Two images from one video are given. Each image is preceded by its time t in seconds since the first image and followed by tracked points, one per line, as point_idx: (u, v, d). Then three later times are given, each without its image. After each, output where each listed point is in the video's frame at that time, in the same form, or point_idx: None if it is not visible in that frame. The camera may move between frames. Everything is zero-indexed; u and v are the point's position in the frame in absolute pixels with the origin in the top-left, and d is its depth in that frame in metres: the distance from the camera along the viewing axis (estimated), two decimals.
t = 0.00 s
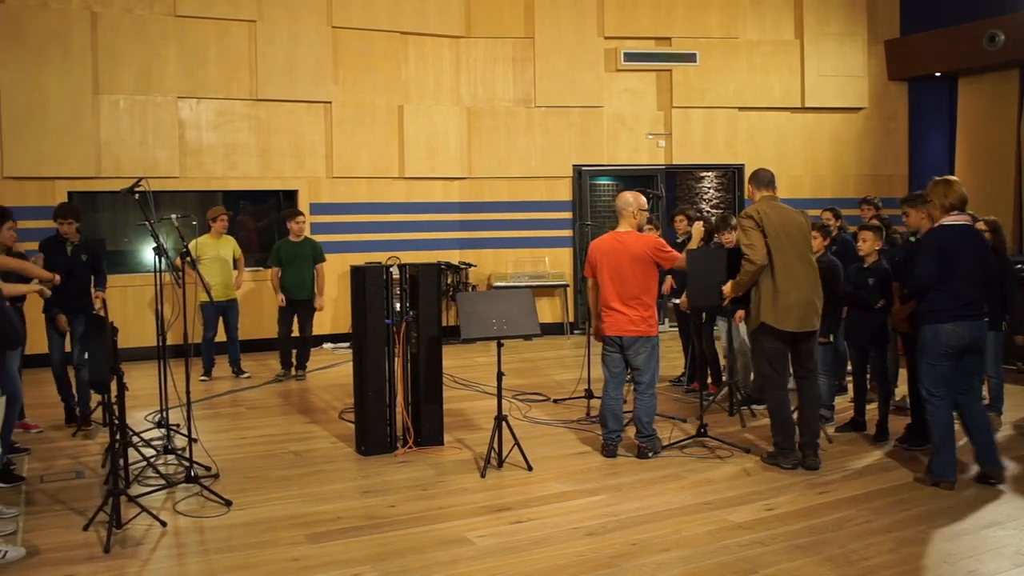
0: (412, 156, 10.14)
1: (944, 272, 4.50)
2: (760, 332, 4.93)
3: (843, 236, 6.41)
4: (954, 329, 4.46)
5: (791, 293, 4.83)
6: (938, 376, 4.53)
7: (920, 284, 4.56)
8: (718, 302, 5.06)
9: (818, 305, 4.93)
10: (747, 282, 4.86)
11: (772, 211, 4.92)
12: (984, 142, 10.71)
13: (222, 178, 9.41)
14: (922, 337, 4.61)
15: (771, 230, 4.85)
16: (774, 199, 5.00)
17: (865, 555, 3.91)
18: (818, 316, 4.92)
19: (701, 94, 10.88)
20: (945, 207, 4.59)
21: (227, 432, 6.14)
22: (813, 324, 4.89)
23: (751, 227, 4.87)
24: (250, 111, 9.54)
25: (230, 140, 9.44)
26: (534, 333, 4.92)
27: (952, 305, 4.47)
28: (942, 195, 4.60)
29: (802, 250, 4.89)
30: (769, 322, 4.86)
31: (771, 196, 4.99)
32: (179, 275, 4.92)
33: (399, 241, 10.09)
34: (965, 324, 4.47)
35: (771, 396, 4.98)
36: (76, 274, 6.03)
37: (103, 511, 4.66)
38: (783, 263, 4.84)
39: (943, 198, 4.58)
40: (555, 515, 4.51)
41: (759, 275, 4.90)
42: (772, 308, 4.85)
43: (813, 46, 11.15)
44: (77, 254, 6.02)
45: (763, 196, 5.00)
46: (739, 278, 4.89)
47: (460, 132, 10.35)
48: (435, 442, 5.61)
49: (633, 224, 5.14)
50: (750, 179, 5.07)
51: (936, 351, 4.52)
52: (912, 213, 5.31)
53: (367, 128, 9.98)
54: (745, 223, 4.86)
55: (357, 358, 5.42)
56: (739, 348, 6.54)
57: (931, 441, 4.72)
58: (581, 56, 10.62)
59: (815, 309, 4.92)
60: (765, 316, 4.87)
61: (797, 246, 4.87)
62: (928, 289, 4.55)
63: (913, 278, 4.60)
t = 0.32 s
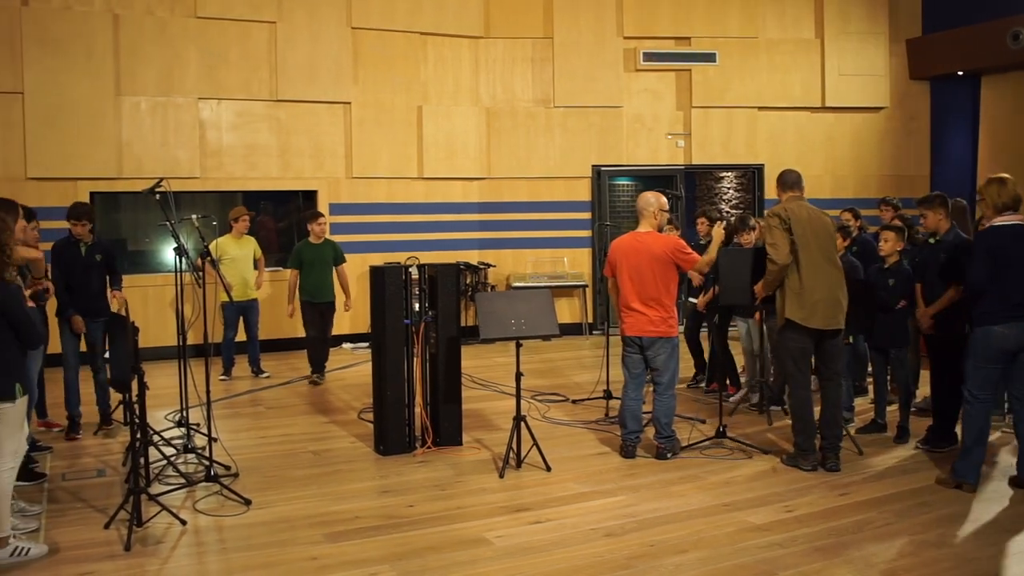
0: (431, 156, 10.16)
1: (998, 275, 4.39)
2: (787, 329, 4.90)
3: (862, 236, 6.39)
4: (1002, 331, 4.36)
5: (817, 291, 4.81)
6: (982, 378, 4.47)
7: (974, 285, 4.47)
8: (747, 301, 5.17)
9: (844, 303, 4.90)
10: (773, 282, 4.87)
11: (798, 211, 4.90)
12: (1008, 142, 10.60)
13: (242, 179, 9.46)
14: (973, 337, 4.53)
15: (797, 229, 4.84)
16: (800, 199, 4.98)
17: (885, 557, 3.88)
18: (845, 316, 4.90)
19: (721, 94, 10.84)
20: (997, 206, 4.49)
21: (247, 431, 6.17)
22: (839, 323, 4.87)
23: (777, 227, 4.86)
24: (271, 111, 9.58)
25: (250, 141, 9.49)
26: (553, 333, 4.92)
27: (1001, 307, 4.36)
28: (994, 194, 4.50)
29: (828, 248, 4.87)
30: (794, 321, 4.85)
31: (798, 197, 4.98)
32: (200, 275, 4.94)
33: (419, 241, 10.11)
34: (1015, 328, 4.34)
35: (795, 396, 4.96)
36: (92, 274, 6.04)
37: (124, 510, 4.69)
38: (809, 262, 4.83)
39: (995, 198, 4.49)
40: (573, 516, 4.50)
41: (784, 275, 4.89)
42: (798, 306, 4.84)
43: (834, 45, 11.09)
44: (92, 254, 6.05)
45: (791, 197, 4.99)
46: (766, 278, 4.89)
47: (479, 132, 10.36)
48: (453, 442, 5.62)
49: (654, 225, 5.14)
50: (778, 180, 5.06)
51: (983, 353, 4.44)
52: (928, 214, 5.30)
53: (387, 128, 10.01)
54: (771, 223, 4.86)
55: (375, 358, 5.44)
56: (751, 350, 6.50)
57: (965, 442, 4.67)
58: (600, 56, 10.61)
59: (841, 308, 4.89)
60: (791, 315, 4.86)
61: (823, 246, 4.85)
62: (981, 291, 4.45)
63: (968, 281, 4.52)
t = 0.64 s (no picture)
0: (445, 156, 10.17)
1: None
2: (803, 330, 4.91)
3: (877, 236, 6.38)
4: None
5: (833, 290, 4.80)
6: (1018, 377, 4.48)
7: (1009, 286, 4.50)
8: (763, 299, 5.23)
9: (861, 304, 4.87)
10: (789, 281, 4.89)
11: (821, 210, 4.89)
12: None
13: (257, 179, 9.49)
14: (1005, 338, 4.54)
15: (814, 228, 4.84)
16: (824, 198, 4.96)
17: (901, 559, 3.86)
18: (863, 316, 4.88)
19: (736, 94, 10.81)
20: None
21: (262, 431, 6.19)
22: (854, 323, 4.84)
23: (796, 226, 4.88)
24: (286, 111, 9.62)
25: (266, 141, 9.52)
26: (567, 334, 4.92)
27: None
28: None
29: (847, 247, 4.85)
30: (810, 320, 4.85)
31: (822, 196, 4.97)
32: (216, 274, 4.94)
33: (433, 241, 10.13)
34: None
35: (813, 396, 4.94)
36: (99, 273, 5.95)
37: (140, 508, 4.72)
38: (826, 260, 4.82)
39: None
40: (587, 516, 4.50)
41: (802, 274, 4.90)
42: (814, 305, 4.83)
43: (850, 44, 11.05)
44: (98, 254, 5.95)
45: (816, 195, 4.98)
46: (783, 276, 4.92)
47: (493, 132, 10.37)
48: (468, 442, 5.62)
49: (671, 225, 5.14)
50: (805, 178, 5.06)
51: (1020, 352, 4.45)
52: (941, 215, 5.29)
53: (402, 128, 10.03)
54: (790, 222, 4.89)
55: (389, 359, 5.45)
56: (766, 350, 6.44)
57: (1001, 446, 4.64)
58: (614, 55, 10.60)
59: (858, 309, 4.85)
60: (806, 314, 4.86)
61: (841, 246, 4.84)
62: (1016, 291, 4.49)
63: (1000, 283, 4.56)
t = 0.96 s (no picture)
0: (465, 156, 10.18)
1: None
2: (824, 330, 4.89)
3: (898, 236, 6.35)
4: None
5: (854, 290, 4.78)
6: None
7: None
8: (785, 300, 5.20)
9: (884, 305, 4.83)
10: (810, 282, 4.90)
11: (843, 211, 4.87)
12: None
13: (277, 179, 9.54)
14: None
15: (835, 229, 4.83)
16: (848, 198, 4.94)
17: (924, 561, 3.83)
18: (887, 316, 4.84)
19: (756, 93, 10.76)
20: None
21: (282, 430, 6.22)
22: (876, 325, 4.81)
23: (817, 227, 4.88)
24: (306, 112, 9.65)
25: (286, 141, 9.57)
26: (586, 334, 4.91)
27: None
28: None
29: (870, 247, 4.82)
30: (831, 321, 4.84)
31: (846, 197, 4.94)
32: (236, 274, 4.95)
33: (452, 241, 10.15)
34: None
35: (835, 396, 4.91)
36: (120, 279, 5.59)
37: (161, 506, 4.75)
38: (847, 260, 4.80)
39: None
40: (607, 516, 4.49)
41: (824, 275, 4.90)
42: (835, 305, 4.82)
43: (871, 43, 10.98)
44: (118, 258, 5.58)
45: (839, 195, 4.95)
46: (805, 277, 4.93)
47: (513, 132, 10.38)
48: (487, 442, 5.63)
49: (696, 225, 5.12)
50: (829, 178, 5.04)
51: None
52: (963, 214, 5.26)
53: (422, 128, 10.06)
54: (811, 223, 4.89)
55: (410, 360, 5.47)
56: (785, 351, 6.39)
57: None
58: (633, 55, 10.58)
59: (880, 310, 4.81)
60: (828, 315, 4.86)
61: (864, 247, 4.81)
62: None
63: None
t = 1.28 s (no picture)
0: (483, 156, 10.20)
1: None
2: (839, 330, 4.88)
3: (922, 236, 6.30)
4: None
5: (868, 292, 4.75)
6: None
7: None
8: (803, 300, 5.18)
9: (899, 306, 4.78)
10: (826, 284, 4.91)
11: (858, 212, 4.84)
12: None
13: (297, 179, 9.58)
14: None
15: (848, 231, 4.81)
16: (865, 198, 4.90)
17: (945, 564, 3.80)
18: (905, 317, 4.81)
19: (776, 92, 10.71)
20: None
21: (301, 428, 6.25)
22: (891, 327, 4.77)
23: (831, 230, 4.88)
24: (325, 112, 9.69)
25: (305, 141, 9.61)
26: (606, 334, 4.90)
27: None
28: None
29: (885, 247, 4.78)
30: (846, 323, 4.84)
31: (863, 197, 4.90)
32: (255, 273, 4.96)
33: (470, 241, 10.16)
34: None
35: (852, 397, 4.88)
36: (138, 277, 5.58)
37: (180, 504, 4.77)
38: (860, 263, 4.78)
39: None
40: (625, 517, 4.49)
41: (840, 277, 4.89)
42: (849, 308, 4.81)
43: (892, 42, 10.92)
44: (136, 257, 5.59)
45: (856, 195, 4.92)
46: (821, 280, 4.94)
47: (531, 132, 10.38)
48: (505, 442, 5.63)
49: (718, 225, 5.11)
50: (845, 178, 5.01)
51: None
52: (987, 214, 5.21)
53: (440, 128, 10.07)
54: (825, 226, 4.90)
55: (428, 359, 5.49)
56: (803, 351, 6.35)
57: None
58: (651, 54, 10.56)
59: (896, 311, 4.77)
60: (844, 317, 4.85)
61: (877, 249, 4.77)
62: None
63: None
